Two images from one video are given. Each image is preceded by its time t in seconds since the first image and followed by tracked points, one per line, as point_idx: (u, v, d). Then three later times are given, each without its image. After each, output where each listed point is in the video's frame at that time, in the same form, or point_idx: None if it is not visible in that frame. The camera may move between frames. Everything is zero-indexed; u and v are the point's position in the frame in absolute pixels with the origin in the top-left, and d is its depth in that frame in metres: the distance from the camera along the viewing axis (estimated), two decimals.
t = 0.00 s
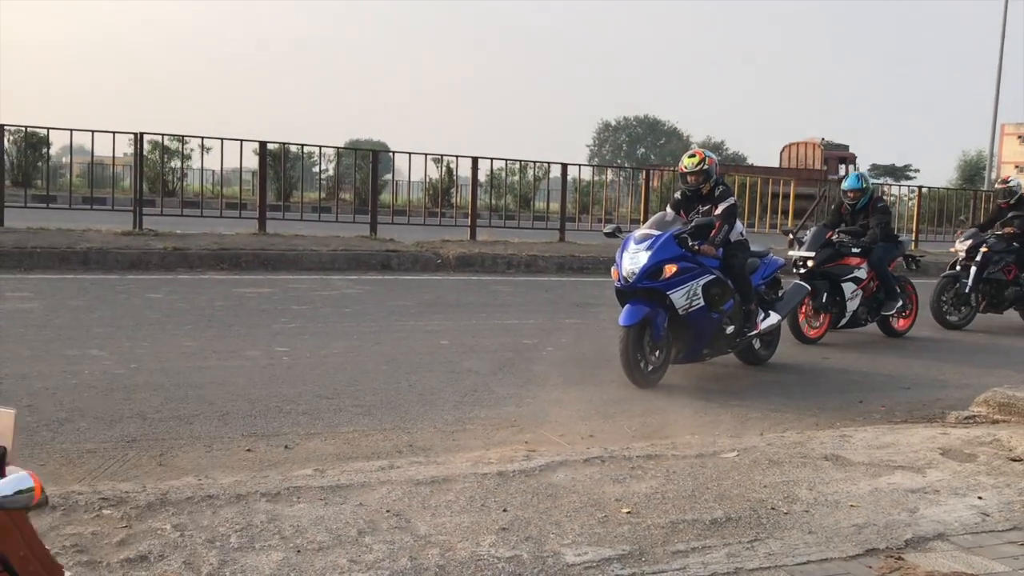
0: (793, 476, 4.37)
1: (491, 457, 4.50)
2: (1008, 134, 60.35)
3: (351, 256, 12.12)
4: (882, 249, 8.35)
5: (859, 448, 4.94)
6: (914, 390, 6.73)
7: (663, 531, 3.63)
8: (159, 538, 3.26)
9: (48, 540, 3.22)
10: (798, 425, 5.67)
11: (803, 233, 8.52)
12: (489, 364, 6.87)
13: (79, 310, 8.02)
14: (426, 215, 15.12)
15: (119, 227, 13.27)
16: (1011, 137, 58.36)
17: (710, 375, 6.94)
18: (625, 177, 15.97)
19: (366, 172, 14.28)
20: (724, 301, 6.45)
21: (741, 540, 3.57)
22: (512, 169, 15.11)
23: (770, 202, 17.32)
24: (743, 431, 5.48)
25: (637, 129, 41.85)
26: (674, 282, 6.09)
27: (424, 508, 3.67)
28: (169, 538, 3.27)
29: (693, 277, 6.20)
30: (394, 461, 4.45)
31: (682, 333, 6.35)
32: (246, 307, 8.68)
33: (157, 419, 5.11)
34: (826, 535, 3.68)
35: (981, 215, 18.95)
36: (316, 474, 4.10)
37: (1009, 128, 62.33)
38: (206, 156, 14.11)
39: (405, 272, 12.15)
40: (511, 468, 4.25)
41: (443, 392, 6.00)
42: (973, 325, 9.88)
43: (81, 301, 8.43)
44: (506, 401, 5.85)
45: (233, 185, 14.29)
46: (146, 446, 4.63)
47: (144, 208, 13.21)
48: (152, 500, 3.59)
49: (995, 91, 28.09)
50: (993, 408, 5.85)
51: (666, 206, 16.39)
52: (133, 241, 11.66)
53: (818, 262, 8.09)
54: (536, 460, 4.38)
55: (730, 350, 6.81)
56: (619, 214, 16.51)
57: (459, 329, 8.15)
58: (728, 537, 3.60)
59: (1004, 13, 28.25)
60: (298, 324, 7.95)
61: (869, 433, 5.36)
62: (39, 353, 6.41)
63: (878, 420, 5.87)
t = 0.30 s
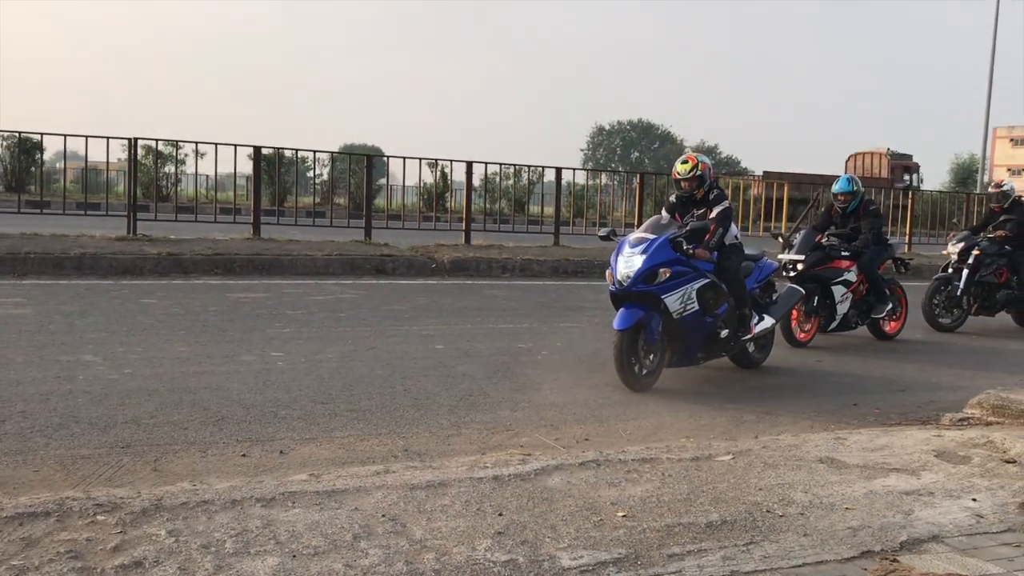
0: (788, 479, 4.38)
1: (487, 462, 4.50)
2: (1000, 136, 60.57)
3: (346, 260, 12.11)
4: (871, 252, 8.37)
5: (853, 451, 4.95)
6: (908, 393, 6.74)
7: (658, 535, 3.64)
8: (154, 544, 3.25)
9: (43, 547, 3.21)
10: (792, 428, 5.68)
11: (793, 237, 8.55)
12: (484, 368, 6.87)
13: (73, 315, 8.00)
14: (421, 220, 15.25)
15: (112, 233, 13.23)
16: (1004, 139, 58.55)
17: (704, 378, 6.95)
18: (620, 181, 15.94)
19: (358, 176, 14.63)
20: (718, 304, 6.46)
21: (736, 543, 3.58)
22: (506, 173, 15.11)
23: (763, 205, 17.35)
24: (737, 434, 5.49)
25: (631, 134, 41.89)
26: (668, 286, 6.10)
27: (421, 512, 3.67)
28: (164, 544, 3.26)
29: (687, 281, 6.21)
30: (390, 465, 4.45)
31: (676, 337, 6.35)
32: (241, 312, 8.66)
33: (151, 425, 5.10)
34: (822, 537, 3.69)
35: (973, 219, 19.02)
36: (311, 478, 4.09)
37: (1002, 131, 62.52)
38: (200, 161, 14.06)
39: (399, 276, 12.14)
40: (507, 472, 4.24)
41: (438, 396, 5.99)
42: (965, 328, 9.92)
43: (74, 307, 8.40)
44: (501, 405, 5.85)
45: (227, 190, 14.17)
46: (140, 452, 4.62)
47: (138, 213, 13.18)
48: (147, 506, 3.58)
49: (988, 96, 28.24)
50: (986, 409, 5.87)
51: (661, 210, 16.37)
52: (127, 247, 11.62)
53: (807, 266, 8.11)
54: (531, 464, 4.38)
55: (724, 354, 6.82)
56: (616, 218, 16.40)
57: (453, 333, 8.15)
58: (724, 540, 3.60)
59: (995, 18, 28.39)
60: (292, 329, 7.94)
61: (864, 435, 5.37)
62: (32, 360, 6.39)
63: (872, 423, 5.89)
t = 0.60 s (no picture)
0: (776, 481, 4.39)
1: (476, 466, 4.49)
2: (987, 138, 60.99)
3: (335, 265, 12.09)
4: (856, 255, 8.41)
5: (841, 452, 4.97)
6: (895, 394, 6.77)
7: (647, 538, 3.64)
8: (142, 550, 3.24)
9: (29, 554, 3.20)
10: (781, 430, 5.69)
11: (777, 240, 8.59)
12: (474, 372, 6.87)
13: (60, 321, 7.96)
14: (409, 224, 15.33)
15: (100, 238, 13.18)
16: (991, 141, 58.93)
17: (693, 381, 6.96)
18: (607, 185, 16.04)
19: (349, 181, 14.23)
20: (707, 308, 6.48)
21: (725, 545, 3.58)
22: (496, 177, 15.10)
23: (751, 209, 17.42)
24: (726, 437, 5.50)
25: (620, 138, 41.98)
26: (658, 290, 6.11)
27: (410, 516, 3.67)
28: (152, 550, 3.24)
29: (677, 284, 6.22)
30: (379, 470, 4.44)
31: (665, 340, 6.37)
32: (229, 317, 8.64)
33: (139, 431, 5.08)
34: (810, 539, 3.70)
35: (961, 221, 19.13)
36: (300, 484, 4.08)
37: (987, 133, 63.01)
38: (188, 166, 14.03)
39: (389, 280, 12.13)
40: (496, 476, 4.24)
41: (428, 400, 5.99)
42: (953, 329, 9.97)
43: (62, 313, 8.37)
44: (491, 409, 5.85)
45: (215, 195, 14.24)
46: (128, 457, 4.60)
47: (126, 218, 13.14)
48: (135, 512, 3.57)
49: (974, 99, 28.41)
50: (973, 410, 5.90)
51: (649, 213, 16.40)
52: (115, 252, 11.57)
53: (792, 268, 8.14)
54: (521, 468, 4.38)
55: (713, 357, 6.83)
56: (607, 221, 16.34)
57: (441, 337, 8.15)
58: (712, 542, 3.61)
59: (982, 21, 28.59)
60: (281, 334, 7.92)
61: (851, 437, 5.39)
62: (19, 366, 6.36)
63: (860, 425, 5.91)
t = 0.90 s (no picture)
0: (760, 482, 4.40)
1: (461, 469, 4.48)
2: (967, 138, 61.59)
3: (318, 268, 12.05)
4: (837, 256, 8.45)
5: (825, 453, 4.99)
6: (878, 395, 6.80)
7: (631, 540, 3.64)
8: (123, 557, 3.21)
9: (9, 562, 3.16)
10: (764, 431, 5.71)
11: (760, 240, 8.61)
12: (458, 375, 6.86)
13: (40, 327, 7.90)
14: (394, 227, 15.33)
15: (81, 242, 13.09)
16: (972, 142, 59.47)
17: (677, 383, 6.97)
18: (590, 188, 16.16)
19: (332, 184, 14.19)
20: (692, 310, 6.49)
21: (709, 546, 3.59)
22: (480, 180, 15.09)
23: (734, 211, 17.51)
24: (709, 438, 5.51)
25: (604, 140, 42.05)
26: (644, 292, 6.12)
27: (393, 521, 3.66)
28: (134, 557, 3.22)
29: (663, 286, 6.23)
30: (362, 474, 4.42)
31: (650, 342, 6.37)
32: (212, 321, 8.59)
33: (120, 436, 5.04)
34: (794, 540, 3.71)
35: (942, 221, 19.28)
36: (282, 488, 4.06)
37: (967, 134, 63.52)
38: (171, 169, 13.96)
39: (373, 283, 12.11)
40: (481, 479, 4.23)
41: (412, 404, 5.97)
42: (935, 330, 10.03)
43: (42, 318, 8.30)
44: (475, 412, 5.84)
45: (197, 198, 14.28)
46: (109, 464, 4.56)
47: (107, 222, 13.07)
48: (116, 518, 3.53)
49: (954, 100, 28.64)
50: (955, 410, 5.94)
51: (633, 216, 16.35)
52: (96, 257, 11.49)
53: (775, 270, 8.12)
54: (506, 470, 4.37)
55: (698, 359, 6.85)
56: (591, 223, 16.41)
57: (426, 340, 8.13)
58: (696, 544, 3.62)
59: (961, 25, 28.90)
60: (264, 338, 7.88)
61: (834, 437, 5.41)
62: None
63: (843, 425, 5.93)
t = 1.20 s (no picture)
0: (743, 482, 4.41)
1: (445, 471, 4.48)
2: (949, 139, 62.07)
3: (302, 269, 12.01)
4: (819, 256, 8.50)
5: (808, 452, 5.01)
6: (861, 394, 6.84)
7: (615, 541, 3.65)
8: (104, 561, 3.19)
9: None
10: (747, 431, 5.73)
11: (742, 241, 8.64)
12: (443, 376, 6.85)
13: (22, 329, 7.83)
14: (378, 228, 15.21)
15: (63, 244, 13.01)
16: (954, 143, 59.93)
17: (661, 383, 6.99)
18: (574, 189, 16.21)
19: (316, 185, 14.13)
20: (676, 311, 6.50)
21: (693, 546, 3.60)
22: (464, 181, 14.99)
23: (719, 211, 17.58)
24: (694, 438, 5.53)
25: (588, 141, 42.11)
26: (628, 292, 6.12)
27: (377, 523, 3.65)
28: (115, 561, 3.20)
29: (647, 287, 6.24)
30: (347, 476, 4.41)
31: (634, 343, 6.38)
32: (196, 323, 8.54)
33: (103, 439, 5.00)
34: (777, 539, 3.73)
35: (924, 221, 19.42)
36: (265, 491, 4.04)
37: (949, 135, 64.05)
38: (153, 171, 13.86)
39: (357, 285, 12.08)
40: (465, 480, 4.22)
41: (396, 405, 5.96)
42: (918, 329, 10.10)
43: (23, 320, 8.23)
44: (460, 413, 5.84)
45: (181, 200, 13.92)
46: (91, 467, 4.53)
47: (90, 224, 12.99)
48: (98, 523, 3.51)
49: (934, 101, 28.85)
50: (937, 409, 5.98)
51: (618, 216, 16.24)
52: (78, 259, 11.40)
53: (757, 269, 8.16)
54: (490, 471, 4.37)
55: (682, 359, 6.86)
56: (576, 223, 16.43)
57: (411, 341, 8.12)
58: (680, 544, 3.62)
59: (942, 27, 29.15)
60: (248, 340, 7.84)
61: (817, 437, 5.43)
62: None
63: (826, 424, 5.96)
